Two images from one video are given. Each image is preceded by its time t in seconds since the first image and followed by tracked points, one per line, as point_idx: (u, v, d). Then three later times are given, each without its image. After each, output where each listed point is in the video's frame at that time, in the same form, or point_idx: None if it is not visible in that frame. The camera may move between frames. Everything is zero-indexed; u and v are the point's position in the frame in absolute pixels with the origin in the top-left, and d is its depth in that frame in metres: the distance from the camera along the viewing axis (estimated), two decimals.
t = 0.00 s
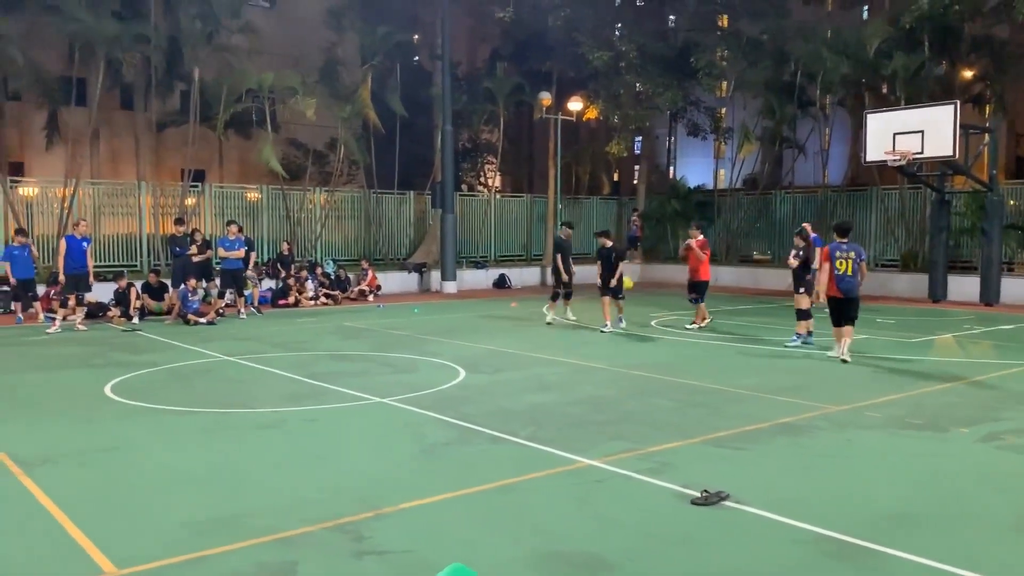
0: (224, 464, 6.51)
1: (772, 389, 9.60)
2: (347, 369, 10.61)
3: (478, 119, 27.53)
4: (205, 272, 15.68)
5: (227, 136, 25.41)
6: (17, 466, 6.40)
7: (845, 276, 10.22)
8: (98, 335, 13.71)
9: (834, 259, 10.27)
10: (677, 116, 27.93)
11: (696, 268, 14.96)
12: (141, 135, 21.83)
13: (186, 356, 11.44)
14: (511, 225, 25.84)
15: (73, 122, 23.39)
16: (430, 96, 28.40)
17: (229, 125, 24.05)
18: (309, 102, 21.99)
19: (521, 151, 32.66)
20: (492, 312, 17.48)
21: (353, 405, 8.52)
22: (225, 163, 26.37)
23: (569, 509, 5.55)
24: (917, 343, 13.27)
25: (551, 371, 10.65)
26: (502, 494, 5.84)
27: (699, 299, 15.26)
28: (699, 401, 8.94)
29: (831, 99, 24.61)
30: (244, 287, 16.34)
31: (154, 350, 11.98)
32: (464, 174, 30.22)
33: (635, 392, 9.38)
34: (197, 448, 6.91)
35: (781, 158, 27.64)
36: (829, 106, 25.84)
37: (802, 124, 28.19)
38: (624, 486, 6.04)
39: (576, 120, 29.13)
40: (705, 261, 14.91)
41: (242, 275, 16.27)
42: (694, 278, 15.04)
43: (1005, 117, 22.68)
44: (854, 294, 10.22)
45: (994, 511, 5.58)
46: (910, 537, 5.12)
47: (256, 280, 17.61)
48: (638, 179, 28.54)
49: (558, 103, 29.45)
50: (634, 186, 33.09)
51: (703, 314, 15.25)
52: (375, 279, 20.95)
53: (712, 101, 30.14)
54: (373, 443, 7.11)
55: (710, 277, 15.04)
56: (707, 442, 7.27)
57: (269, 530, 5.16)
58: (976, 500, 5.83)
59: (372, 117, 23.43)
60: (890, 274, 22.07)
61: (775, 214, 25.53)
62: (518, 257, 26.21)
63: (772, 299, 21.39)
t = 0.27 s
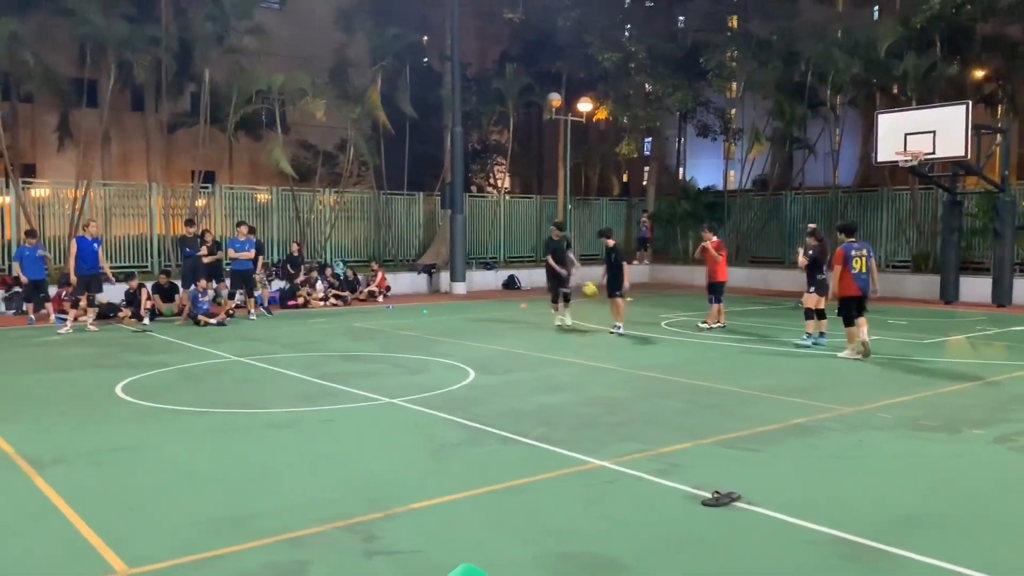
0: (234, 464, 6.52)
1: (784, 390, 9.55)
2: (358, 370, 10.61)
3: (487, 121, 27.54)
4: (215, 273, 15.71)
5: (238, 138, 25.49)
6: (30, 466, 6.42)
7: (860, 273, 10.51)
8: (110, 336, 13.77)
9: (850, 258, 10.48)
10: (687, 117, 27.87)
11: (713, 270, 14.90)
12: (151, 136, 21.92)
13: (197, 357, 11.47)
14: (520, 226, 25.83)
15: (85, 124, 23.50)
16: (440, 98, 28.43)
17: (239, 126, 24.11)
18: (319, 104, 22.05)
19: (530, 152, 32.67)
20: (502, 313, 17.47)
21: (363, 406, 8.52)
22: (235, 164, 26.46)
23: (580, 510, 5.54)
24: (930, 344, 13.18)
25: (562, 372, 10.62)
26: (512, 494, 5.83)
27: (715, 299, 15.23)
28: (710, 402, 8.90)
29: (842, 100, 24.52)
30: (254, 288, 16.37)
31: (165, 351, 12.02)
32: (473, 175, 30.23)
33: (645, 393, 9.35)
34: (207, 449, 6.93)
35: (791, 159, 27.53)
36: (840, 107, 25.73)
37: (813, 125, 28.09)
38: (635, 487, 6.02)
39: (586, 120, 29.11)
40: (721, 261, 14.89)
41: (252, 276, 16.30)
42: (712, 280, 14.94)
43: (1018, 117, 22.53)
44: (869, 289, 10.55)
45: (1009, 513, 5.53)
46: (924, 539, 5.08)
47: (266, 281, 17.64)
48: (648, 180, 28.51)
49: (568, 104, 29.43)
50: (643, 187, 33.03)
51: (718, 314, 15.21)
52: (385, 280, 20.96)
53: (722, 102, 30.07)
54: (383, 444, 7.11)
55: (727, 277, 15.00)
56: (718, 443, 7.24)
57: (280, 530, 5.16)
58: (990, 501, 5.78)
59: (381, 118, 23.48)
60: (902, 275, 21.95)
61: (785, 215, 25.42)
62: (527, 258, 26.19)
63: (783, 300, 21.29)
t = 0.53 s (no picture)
0: (258, 464, 6.57)
1: (807, 393, 9.48)
2: (380, 371, 10.66)
3: (508, 123, 27.60)
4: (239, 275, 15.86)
5: (261, 141, 25.73)
6: (58, 466, 6.51)
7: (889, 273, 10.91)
8: (136, 338, 13.93)
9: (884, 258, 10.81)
10: (709, 118, 27.79)
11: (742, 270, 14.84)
12: (176, 139, 22.18)
13: (221, 358, 11.57)
14: (541, 229, 25.84)
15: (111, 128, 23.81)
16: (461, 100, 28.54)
17: (263, 130, 24.33)
18: (342, 107, 22.24)
19: (551, 154, 32.70)
20: (523, 315, 17.48)
21: (384, 407, 8.56)
22: (259, 168, 26.69)
23: (602, 512, 5.53)
24: (955, 347, 13.04)
25: (583, 374, 10.62)
26: (534, 496, 5.84)
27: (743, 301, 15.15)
28: (732, 404, 8.86)
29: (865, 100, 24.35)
30: (278, 290, 16.50)
31: (190, 352, 12.14)
32: (494, 177, 30.29)
33: (667, 395, 9.32)
34: (232, 449, 6.99)
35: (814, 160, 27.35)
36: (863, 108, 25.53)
37: (836, 126, 27.90)
38: (657, 490, 6.00)
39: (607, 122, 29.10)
40: (748, 263, 14.84)
41: (276, 278, 16.43)
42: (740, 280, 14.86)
43: None
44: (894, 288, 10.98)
45: None
46: (951, 543, 5.03)
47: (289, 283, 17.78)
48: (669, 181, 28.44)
49: (589, 106, 29.45)
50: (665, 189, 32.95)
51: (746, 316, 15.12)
52: (406, 282, 21.05)
53: (744, 103, 29.95)
54: (405, 445, 7.14)
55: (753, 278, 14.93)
56: (741, 446, 7.20)
57: (303, 531, 5.20)
58: (1018, 506, 5.70)
59: (403, 122, 23.65)
60: (927, 277, 21.71)
61: (809, 216, 25.23)
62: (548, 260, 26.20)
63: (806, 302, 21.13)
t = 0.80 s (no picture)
0: (303, 467, 6.64)
1: (854, 399, 9.32)
2: (422, 375, 10.71)
3: (548, 128, 27.62)
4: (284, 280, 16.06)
5: (304, 149, 26.07)
6: (109, 467, 6.64)
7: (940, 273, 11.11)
8: (183, 342, 14.18)
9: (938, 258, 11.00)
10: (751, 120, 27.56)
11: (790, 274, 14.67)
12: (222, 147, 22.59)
13: (266, 362, 11.73)
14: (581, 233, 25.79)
15: (158, 137, 24.30)
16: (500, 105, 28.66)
17: (306, 137, 24.66)
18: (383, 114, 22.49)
19: (591, 158, 32.65)
20: (563, 320, 17.44)
21: (427, 411, 8.60)
22: (302, 174, 27.04)
23: (646, 518, 5.50)
24: (1007, 352, 12.72)
25: (625, 379, 10.56)
26: (577, 502, 5.81)
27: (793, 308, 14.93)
28: (777, 410, 8.74)
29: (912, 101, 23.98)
30: (321, 295, 16.69)
31: (236, 356, 12.32)
32: (534, 182, 30.33)
33: (710, 400, 9.23)
34: (277, 452, 7.07)
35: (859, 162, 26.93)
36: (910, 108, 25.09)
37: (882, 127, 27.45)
38: (702, 496, 5.95)
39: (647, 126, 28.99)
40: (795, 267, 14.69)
41: (319, 282, 16.63)
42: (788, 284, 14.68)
43: None
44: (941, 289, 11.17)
45: None
46: (1006, 553, 4.90)
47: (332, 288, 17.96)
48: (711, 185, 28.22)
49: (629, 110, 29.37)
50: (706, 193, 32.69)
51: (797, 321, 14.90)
52: (447, 286, 21.14)
53: (787, 105, 29.62)
54: (449, 449, 7.16)
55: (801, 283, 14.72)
56: (787, 452, 7.10)
57: (348, 533, 5.24)
58: None
59: (444, 128, 24.01)
60: (977, 281, 21.22)
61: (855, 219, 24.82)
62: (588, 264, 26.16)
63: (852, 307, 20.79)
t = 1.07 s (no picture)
0: (364, 472, 6.71)
1: (923, 409, 9.04)
2: (479, 381, 10.74)
3: (605, 134, 27.51)
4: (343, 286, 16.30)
5: (363, 157, 26.43)
6: (176, 469, 6.81)
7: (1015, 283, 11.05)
8: (245, 346, 14.48)
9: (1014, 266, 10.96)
10: (813, 124, 27.10)
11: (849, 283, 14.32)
12: (283, 156, 23.08)
13: (326, 367, 11.89)
14: (638, 239, 25.61)
15: (223, 147, 24.91)
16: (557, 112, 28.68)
17: (364, 146, 25.01)
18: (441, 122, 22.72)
19: (648, 164, 32.45)
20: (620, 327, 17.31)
21: (484, 418, 8.61)
22: (360, 183, 27.40)
23: (707, 528, 5.41)
24: None
25: (683, 387, 10.43)
26: (637, 511, 5.74)
27: (859, 316, 14.60)
28: (841, 421, 8.53)
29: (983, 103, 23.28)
30: (379, 301, 16.88)
31: (297, 361, 12.52)
32: (590, 188, 30.25)
33: (773, 410, 9.06)
34: (337, 456, 7.15)
35: (927, 166, 26.22)
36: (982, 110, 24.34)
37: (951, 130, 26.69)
38: (766, 507, 5.82)
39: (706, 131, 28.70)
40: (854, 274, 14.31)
41: (378, 288, 16.81)
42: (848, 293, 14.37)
43: None
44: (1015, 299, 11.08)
45: None
46: None
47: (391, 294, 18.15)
48: (772, 190, 27.78)
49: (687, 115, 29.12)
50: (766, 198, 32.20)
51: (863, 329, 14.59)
52: (502, 293, 21.17)
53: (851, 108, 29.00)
54: (507, 455, 7.17)
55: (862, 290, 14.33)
56: (853, 464, 6.92)
57: (406, 538, 5.27)
58: None
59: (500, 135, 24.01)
60: None
61: (922, 224, 24.15)
62: (644, 270, 25.95)
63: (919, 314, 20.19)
